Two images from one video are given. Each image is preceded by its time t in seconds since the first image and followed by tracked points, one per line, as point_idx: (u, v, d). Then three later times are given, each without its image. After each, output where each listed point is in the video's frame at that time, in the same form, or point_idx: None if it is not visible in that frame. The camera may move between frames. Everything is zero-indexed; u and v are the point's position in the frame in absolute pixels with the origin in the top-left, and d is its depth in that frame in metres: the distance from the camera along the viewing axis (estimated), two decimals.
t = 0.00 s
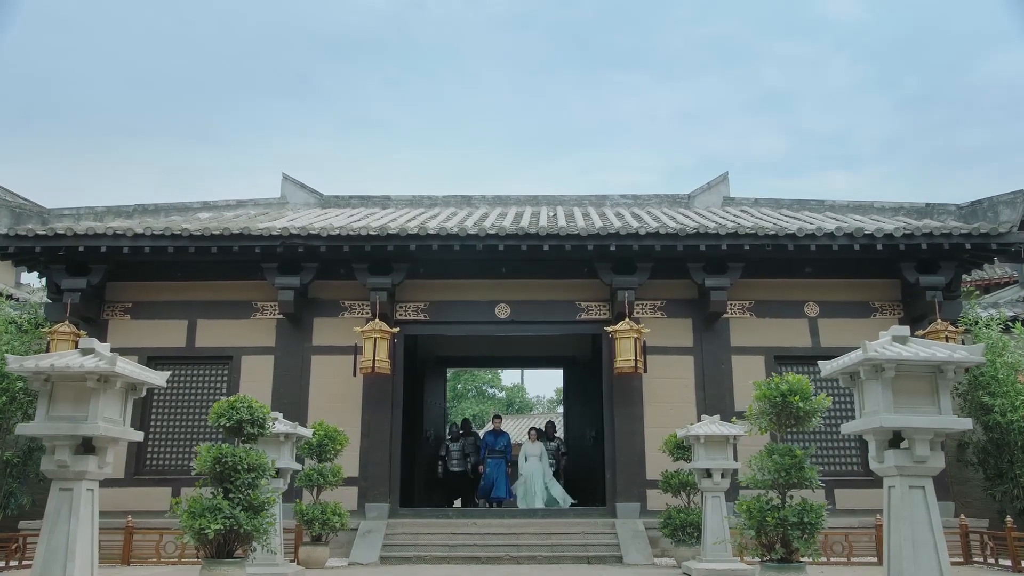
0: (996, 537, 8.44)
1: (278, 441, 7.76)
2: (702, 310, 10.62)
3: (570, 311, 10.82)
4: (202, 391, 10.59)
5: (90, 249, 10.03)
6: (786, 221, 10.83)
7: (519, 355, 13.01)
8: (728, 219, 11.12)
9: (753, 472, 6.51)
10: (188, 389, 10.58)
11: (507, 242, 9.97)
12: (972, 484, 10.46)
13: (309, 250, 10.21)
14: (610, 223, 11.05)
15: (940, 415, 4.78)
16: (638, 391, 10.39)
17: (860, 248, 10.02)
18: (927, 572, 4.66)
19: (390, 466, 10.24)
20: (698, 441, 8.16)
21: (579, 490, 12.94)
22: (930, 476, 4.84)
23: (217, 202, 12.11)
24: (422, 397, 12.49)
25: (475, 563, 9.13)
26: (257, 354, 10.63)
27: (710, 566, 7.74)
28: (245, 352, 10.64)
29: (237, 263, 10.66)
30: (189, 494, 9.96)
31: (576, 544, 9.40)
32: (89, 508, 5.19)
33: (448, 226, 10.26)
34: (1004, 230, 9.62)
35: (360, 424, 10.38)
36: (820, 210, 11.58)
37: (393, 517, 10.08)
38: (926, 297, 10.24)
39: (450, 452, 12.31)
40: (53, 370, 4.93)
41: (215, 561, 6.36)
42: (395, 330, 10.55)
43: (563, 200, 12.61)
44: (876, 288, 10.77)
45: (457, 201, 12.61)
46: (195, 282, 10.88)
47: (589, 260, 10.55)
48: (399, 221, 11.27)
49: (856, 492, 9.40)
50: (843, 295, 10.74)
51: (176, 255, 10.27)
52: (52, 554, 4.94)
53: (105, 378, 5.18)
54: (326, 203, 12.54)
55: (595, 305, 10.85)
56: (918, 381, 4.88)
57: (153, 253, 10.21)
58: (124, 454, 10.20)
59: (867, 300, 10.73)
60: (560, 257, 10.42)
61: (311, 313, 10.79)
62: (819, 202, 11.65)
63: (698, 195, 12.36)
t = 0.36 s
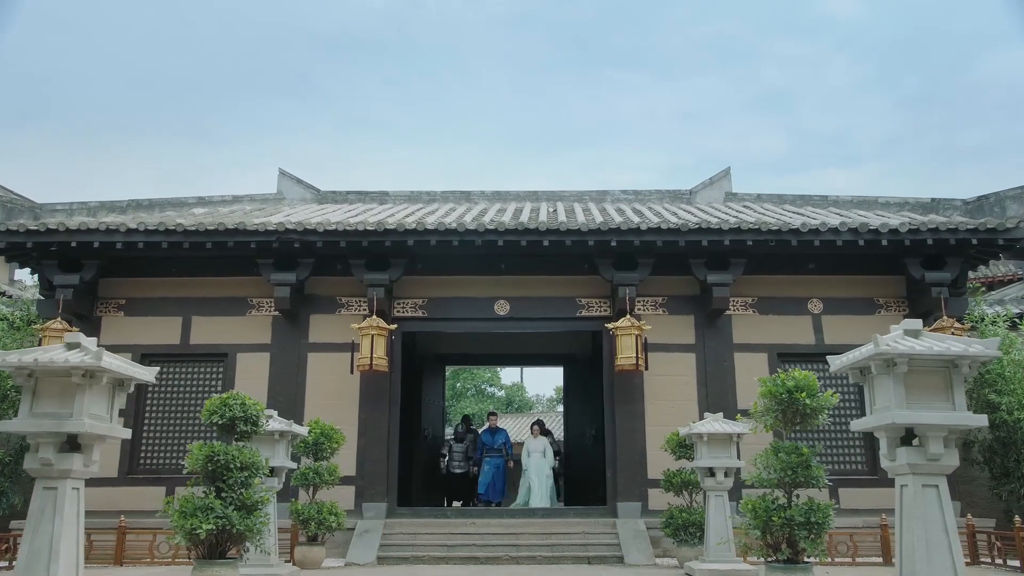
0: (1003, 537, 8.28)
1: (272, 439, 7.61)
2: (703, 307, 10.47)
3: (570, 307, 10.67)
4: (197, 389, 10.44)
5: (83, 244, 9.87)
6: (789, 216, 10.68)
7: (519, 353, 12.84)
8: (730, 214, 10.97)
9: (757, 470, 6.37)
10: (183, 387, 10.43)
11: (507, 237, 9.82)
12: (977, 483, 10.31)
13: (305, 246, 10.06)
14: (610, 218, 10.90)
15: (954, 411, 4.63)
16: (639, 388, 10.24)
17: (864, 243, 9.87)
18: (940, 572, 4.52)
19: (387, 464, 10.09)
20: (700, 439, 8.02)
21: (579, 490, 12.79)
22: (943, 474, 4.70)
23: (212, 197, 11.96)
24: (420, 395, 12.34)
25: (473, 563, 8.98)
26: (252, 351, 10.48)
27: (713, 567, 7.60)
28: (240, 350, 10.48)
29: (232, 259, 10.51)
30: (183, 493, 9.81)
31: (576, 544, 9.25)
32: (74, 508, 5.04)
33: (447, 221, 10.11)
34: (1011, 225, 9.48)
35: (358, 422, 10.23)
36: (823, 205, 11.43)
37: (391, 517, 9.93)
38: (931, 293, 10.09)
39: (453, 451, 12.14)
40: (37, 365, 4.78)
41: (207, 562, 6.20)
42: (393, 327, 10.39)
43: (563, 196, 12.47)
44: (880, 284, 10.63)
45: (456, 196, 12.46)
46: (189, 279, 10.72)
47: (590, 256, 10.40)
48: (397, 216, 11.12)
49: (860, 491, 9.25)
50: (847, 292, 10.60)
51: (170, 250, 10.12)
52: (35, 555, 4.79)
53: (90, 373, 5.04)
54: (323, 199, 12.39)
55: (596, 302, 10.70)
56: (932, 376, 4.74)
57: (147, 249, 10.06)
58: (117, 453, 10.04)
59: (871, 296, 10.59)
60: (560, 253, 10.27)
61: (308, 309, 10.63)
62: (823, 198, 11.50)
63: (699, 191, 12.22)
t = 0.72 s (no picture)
0: (1011, 537, 8.12)
1: (266, 436, 7.44)
2: (705, 302, 10.32)
3: (569, 303, 10.51)
4: (191, 385, 10.27)
5: (74, 239, 9.70)
6: (792, 211, 10.52)
7: (518, 350, 12.68)
8: (732, 209, 10.81)
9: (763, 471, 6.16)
10: (177, 384, 10.26)
11: (505, 232, 9.66)
12: (983, 481, 10.17)
13: (300, 240, 9.89)
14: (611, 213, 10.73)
15: (970, 407, 4.50)
16: (639, 386, 10.08)
17: (868, 238, 9.72)
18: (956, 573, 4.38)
19: (384, 462, 9.93)
20: (703, 437, 7.87)
21: (579, 488, 12.62)
22: (959, 472, 4.57)
23: (207, 191, 11.79)
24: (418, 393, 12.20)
25: (471, 563, 8.81)
26: (247, 347, 10.31)
27: (717, 566, 7.47)
28: (235, 346, 10.31)
29: (226, 254, 10.34)
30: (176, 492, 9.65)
31: (575, 543, 9.10)
32: (56, 506, 4.88)
33: (445, 216, 9.95)
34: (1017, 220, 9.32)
35: (354, 420, 10.07)
36: (826, 200, 11.27)
37: (387, 516, 9.77)
38: (937, 289, 9.94)
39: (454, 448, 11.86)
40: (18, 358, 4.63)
41: (197, 562, 6.03)
42: (390, 323, 10.23)
43: (563, 190, 12.31)
44: (885, 280, 10.47)
45: (454, 191, 12.29)
46: (183, 274, 10.54)
47: (590, 251, 10.24)
48: (395, 211, 10.96)
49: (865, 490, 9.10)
50: (850, 288, 10.44)
51: (163, 245, 9.95)
52: (15, 555, 4.63)
53: (74, 367, 4.90)
54: (319, 193, 12.22)
55: (596, 298, 10.54)
56: (944, 369, 4.61)
57: (139, 244, 9.89)
58: (109, 451, 9.87)
59: (875, 292, 10.42)
60: (559, 248, 10.11)
61: (303, 305, 10.47)
62: (826, 192, 11.34)
63: (701, 185, 12.06)
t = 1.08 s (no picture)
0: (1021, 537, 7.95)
1: (259, 433, 7.26)
2: (707, 297, 10.15)
3: (569, 298, 10.34)
4: (184, 382, 10.10)
5: (65, 232, 9.52)
6: (796, 204, 10.35)
7: (517, 346, 12.56)
8: (735, 203, 10.65)
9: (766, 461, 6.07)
10: (170, 380, 10.09)
11: (504, 225, 9.49)
12: (990, 480, 10.00)
13: (295, 234, 9.72)
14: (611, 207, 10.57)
15: (987, 402, 4.44)
16: (641, 382, 9.92)
17: (874, 232, 9.55)
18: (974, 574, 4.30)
19: (381, 460, 9.76)
20: (706, 434, 7.72)
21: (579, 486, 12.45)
22: (977, 469, 4.48)
23: (201, 185, 11.62)
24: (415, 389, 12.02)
25: (469, 562, 8.65)
26: (241, 343, 10.14)
27: (720, 566, 7.31)
28: (229, 342, 10.14)
29: (220, 248, 10.17)
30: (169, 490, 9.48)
31: (575, 542, 8.94)
32: (36, 505, 4.73)
33: (442, 209, 9.78)
34: None
35: (350, 417, 9.90)
36: (830, 193, 11.11)
37: (384, 515, 9.61)
38: (943, 284, 9.78)
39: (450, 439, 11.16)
40: None
41: (187, 562, 5.85)
42: (387, 318, 10.06)
43: (562, 184, 12.14)
44: (890, 275, 10.30)
45: (452, 185, 12.12)
46: (176, 269, 10.37)
47: (590, 245, 10.07)
48: (391, 205, 10.79)
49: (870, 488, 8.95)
50: (854, 283, 10.27)
51: (156, 239, 9.78)
52: None
53: (55, 361, 4.77)
54: (315, 187, 12.06)
55: (596, 293, 10.37)
56: (962, 363, 4.53)
57: (132, 238, 9.72)
58: (101, 449, 9.70)
59: (880, 287, 10.26)
60: (559, 242, 9.94)
61: (299, 300, 10.29)
62: (830, 186, 11.17)
63: (702, 179, 11.90)
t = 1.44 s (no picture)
0: None
1: (251, 431, 7.09)
2: (708, 293, 9.99)
3: (569, 294, 10.17)
4: (176, 380, 9.92)
5: (54, 228, 9.34)
6: (798, 198, 10.19)
7: (516, 343, 12.40)
8: (736, 197, 10.49)
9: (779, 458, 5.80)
10: (162, 378, 9.91)
11: (502, 220, 9.32)
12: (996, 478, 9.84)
13: (289, 229, 9.54)
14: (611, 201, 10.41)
15: (1005, 395, 4.34)
16: (641, 379, 9.75)
17: (878, 226, 9.39)
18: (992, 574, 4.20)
19: (377, 458, 9.59)
20: (708, 431, 7.56)
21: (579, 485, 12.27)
22: (995, 466, 4.39)
23: (194, 179, 11.44)
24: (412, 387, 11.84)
25: (466, 563, 8.48)
26: (234, 340, 9.96)
27: (723, 566, 7.15)
28: (222, 339, 9.96)
29: (213, 244, 9.99)
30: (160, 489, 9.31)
31: (575, 542, 8.77)
32: (14, 505, 4.60)
33: (439, 204, 9.61)
34: None
35: (346, 415, 9.73)
36: (833, 187, 10.95)
37: (381, 514, 9.45)
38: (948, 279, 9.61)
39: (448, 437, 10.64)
40: None
41: (175, 564, 5.67)
42: (383, 315, 9.88)
43: (561, 179, 11.97)
44: (894, 270, 10.14)
45: (449, 179, 11.94)
46: (168, 264, 10.19)
47: (589, 240, 9.91)
48: (387, 199, 10.61)
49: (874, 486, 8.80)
50: (858, 278, 10.11)
51: (147, 235, 9.60)
52: None
53: (33, 356, 4.67)
54: (310, 182, 11.88)
55: (596, 289, 10.20)
56: (978, 355, 4.46)
57: (122, 233, 9.53)
58: (92, 448, 9.53)
59: (884, 283, 10.09)
60: (557, 237, 9.77)
61: (293, 297, 10.12)
62: (832, 180, 11.02)
63: (703, 173, 11.74)
